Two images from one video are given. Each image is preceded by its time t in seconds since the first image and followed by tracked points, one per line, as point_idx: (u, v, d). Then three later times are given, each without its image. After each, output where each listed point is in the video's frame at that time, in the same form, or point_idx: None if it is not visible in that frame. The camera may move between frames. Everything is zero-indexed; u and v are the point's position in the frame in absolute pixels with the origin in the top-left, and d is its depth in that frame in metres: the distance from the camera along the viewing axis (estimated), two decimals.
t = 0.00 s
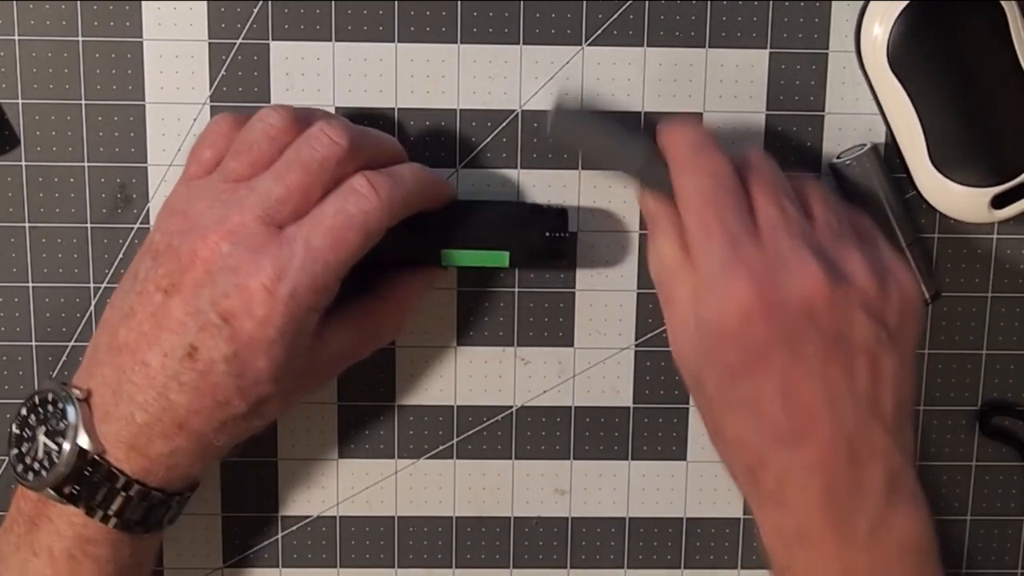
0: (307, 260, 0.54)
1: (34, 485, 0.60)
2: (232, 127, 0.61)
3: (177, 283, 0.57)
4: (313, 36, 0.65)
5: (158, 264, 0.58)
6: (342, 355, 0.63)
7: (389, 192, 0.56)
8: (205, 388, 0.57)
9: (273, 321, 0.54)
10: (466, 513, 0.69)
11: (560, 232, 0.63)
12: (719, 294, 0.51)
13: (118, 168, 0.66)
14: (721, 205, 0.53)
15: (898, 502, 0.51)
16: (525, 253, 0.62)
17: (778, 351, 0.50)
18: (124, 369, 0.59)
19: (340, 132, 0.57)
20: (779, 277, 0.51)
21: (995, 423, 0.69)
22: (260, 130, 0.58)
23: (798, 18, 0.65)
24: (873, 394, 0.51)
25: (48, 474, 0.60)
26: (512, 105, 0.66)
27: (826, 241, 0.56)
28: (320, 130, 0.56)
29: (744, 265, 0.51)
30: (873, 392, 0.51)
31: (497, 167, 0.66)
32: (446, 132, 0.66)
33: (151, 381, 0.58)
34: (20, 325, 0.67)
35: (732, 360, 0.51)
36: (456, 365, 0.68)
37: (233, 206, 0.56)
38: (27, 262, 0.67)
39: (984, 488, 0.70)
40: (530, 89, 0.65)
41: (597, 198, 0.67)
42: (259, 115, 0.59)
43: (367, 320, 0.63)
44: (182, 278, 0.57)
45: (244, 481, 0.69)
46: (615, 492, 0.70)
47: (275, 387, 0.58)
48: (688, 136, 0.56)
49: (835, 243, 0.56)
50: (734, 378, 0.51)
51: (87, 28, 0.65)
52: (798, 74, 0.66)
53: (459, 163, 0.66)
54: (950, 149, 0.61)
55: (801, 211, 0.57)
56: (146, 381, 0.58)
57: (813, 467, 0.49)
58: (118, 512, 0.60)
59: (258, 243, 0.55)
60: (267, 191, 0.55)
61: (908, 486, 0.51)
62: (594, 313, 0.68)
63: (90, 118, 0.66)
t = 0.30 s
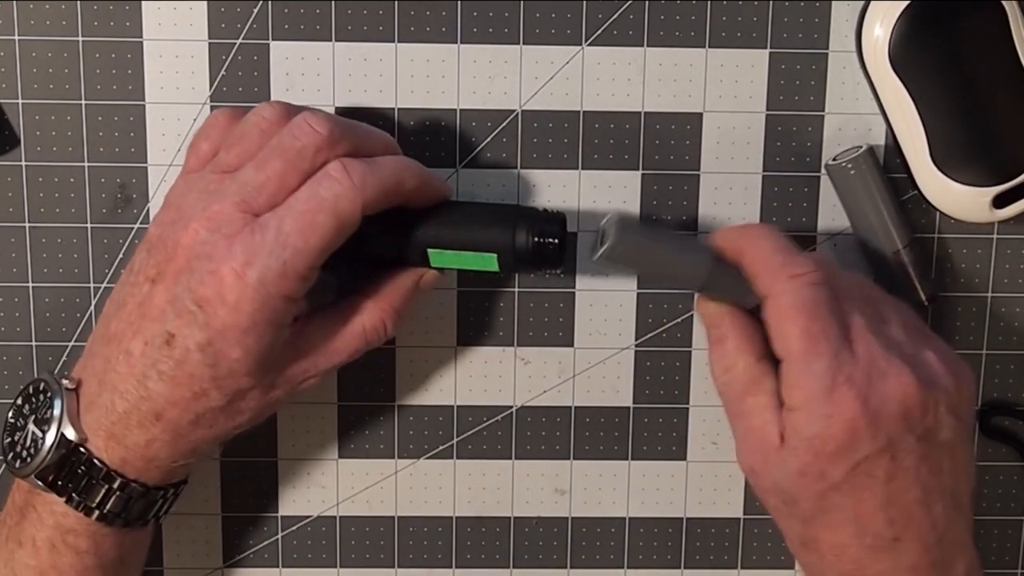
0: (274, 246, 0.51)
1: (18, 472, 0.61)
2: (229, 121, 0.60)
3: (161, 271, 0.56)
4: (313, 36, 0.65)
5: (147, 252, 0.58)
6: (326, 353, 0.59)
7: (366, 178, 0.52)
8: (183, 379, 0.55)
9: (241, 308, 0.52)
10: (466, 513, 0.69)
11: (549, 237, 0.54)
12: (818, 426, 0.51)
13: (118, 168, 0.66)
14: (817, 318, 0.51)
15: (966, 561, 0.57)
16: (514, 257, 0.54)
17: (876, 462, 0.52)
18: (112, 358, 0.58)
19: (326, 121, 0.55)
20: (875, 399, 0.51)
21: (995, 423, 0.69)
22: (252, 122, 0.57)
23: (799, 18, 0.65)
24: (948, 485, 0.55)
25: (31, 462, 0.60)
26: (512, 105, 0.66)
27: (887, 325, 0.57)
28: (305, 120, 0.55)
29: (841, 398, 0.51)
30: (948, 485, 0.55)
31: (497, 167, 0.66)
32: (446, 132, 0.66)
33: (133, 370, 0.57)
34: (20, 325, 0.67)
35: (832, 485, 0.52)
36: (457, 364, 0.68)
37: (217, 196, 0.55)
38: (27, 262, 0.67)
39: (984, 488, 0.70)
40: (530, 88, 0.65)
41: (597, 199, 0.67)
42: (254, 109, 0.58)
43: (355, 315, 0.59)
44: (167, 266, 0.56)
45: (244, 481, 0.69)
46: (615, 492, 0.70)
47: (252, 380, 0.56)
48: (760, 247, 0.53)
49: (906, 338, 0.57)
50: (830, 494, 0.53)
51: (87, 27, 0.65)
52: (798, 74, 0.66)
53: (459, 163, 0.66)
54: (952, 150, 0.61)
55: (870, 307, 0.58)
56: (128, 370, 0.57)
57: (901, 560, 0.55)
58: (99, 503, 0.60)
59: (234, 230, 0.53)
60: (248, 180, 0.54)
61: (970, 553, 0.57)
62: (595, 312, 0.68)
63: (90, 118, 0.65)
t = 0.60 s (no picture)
0: (268, 249, 0.50)
1: (7, 468, 0.61)
2: (234, 121, 0.60)
3: (154, 266, 0.56)
4: (313, 36, 0.65)
5: (145, 250, 0.58)
6: (315, 359, 0.58)
7: (368, 190, 0.51)
8: (169, 375, 0.55)
9: (229, 306, 0.52)
10: (466, 513, 0.69)
11: (546, 257, 0.51)
12: (811, 414, 0.50)
13: (119, 168, 0.66)
14: (793, 305, 0.50)
15: (975, 533, 0.57)
16: (510, 274, 0.51)
17: (870, 445, 0.52)
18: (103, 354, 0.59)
19: (331, 129, 0.54)
20: (862, 380, 0.51)
21: (995, 423, 0.69)
22: (257, 124, 0.57)
23: (799, 17, 0.65)
24: (945, 457, 0.55)
25: (19, 458, 0.60)
26: (512, 105, 0.66)
27: (865, 307, 0.57)
28: (308, 125, 0.54)
29: (829, 385, 0.50)
30: (945, 457, 0.55)
31: (497, 167, 0.66)
32: (446, 132, 0.66)
33: (121, 366, 0.57)
34: (20, 325, 0.67)
35: (831, 474, 0.52)
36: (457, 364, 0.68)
37: (215, 196, 0.55)
38: (27, 262, 0.67)
39: (985, 488, 0.70)
40: (530, 88, 0.65)
41: (597, 199, 0.67)
42: (259, 113, 0.58)
43: (344, 321, 0.58)
44: (159, 262, 0.56)
45: (244, 480, 0.69)
46: (615, 492, 0.70)
47: (239, 381, 0.56)
48: (725, 242, 0.52)
49: (885, 319, 0.57)
50: (832, 483, 0.52)
51: (87, 28, 0.65)
52: (798, 73, 0.66)
53: (459, 163, 0.66)
54: (952, 150, 0.61)
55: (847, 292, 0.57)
56: (117, 365, 0.58)
57: (910, 539, 0.54)
58: (87, 500, 0.60)
59: (229, 229, 0.53)
60: (246, 181, 0.53)
61: (979, 522, 0.58)
62: (595, 313, 0.68)
63: (90, 118, 0.65)
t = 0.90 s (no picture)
0: (263, 249, 0.50)
1: None
2: (235, 120, 0.60)
3: (153, 262, 0.56)
4: (313, 36, 0.65)
5: (147, 246, 0.58)
6: (308, 364, 0.58)
7: (366, 194, 0.51)
8: (159, 370, 0.55)
9: (221, 303, 0.52)
10: (466, 513, 0.69)
11: (542, 278, 0.48)
12: (828, 412, 0.50)
13: (119, 168, 0.66)
14: (798, 310, 0.50)
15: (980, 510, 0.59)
16: (506, 292, 0.49)
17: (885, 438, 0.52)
18: (97, 346, 0.59)
19: (337, 133, 0.54)
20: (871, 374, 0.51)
21: (995, 423, 0.69)
22: (265, 126, 0.57)
23: (799, 17, 0.65)
24: (947, 440, 0.56)
25: (10, 450, 0.61)
26: (512, 105, 0.66)
27: (855, 301, 0.58)
28: (315, 127, 0.54)
29: (843, 382, 0.50)
30: (947, 440, 0.56)
31: (497, 167, 0.66)
32: (446, 133, 0.66)
33: (113, 360, 0.57)
34: (20, 325, 0.67)
35: (851, 471, 0.52)
36: (458, 364, 0.68)
37: (217, 194, 0.55)
38: (27, 262, 0.67)
39: (985, 488, 0.70)
40: (530, 88, 0.65)
41: (596, 199, 0.67)
42: (269, 113, 0.58)
43: (341, 326, 0.57)
44: (158, 257, 0.56)
45: (244, 480, 0.69)
46: (615, 492, 0.70)
47: (228, 381, 0.56)
48: (714, 255, 0.51)
49: (876, 312, 0.58)
50: (852, 480, 0.52)
51: (87, 28, 0.65)
52: (798, 73, 0.66)
53: (459, 163, 0.66)
54: (952, 151, 0.61)
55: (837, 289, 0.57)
56: (110, 359, 0.57)
57: (929, 525, 0.55)
58: (75, 495, 0.61)
59: (226, 227, 0.53)
60: (248, 180, 0.54)
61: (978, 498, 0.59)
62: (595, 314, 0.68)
63: (90, 118, 0.66)
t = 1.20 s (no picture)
0: (269, 260, 0.50)
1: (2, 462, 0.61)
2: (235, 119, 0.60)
3: (157, 268, 0.56)
4: (313, 36, 0.65)
5: (150, 251, 0.58)
6: (313, 370, 0.58)
7: (372, 207, 0.51)
8: (163, 377, 0.55)
9: (226, 312, 0.52)
10: (466, 513, 0.69)
11: (548, 285, 0.48)
12: (810, 406, 0.52)
13: (119, 168, 0.66)
14: (779, 306, 0.52)
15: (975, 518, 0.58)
16: (513, 301, 0.49)
17: (869, 435, 0.53)
18: (101, 351, 0.59)
19: (341, 141, 0.54)
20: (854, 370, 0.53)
21: (995, 423, 0.69)
22: (270, 133, 0.57)
23: (799, 17, 0.65)
24: (940, 444, 0.56)
25: (14, 453, 0.61)
26: (512, 105, 0.66)
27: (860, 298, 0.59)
28: (319, 135, 0.54)
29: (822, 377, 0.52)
30: (940, 441, 0.57)
31: (497, 167, 0.66)
32: (446, 133, 0.66)
33: (117, 365, 0.57)
34: (20, 325, 0.67)
35: (833, 466, 0.53)
36: (458, 364, 0.68)
37: (222, 201, 0.55)
38: (27, 262, 0.67)
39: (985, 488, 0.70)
40: (530, 88, 0.65)
41: (596, 199, 0.67)
42: (272, 119, 0.59)
43: (345, 333, 0.58)
44: (162, 263, 0.56)
45: (244, 480, 0.69)
46: (615, 492, 0.70)
47: (234, 388, 0.56)
48: (701, 248, 0.53)
49: (874, 310, 0.58)
50: (834, 473, 0.54)
51: (86, 27, 0.65)
52: (798, 73, 0.66)
53: (459, 163, 0.66)
54: (951, 151, 0.61)
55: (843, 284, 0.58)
56: (114, 364, 0.58)
57: (915, 527, 0.55)
58: (80, 498, 0.61)
59: (231, 237, 0.53)
60: (253, 189, 0.54)
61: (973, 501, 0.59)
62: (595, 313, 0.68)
63: (90, 118, 0.66)
